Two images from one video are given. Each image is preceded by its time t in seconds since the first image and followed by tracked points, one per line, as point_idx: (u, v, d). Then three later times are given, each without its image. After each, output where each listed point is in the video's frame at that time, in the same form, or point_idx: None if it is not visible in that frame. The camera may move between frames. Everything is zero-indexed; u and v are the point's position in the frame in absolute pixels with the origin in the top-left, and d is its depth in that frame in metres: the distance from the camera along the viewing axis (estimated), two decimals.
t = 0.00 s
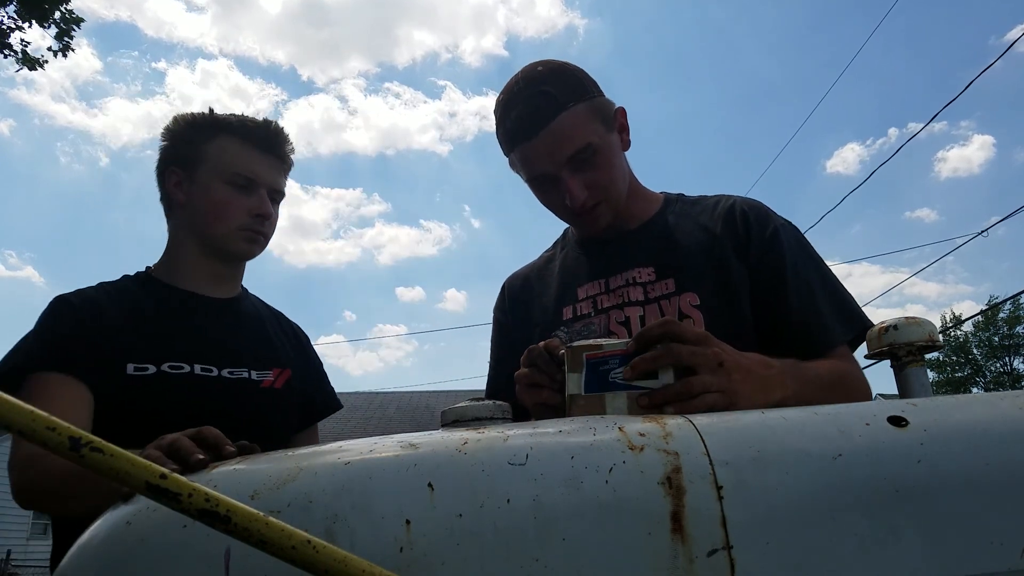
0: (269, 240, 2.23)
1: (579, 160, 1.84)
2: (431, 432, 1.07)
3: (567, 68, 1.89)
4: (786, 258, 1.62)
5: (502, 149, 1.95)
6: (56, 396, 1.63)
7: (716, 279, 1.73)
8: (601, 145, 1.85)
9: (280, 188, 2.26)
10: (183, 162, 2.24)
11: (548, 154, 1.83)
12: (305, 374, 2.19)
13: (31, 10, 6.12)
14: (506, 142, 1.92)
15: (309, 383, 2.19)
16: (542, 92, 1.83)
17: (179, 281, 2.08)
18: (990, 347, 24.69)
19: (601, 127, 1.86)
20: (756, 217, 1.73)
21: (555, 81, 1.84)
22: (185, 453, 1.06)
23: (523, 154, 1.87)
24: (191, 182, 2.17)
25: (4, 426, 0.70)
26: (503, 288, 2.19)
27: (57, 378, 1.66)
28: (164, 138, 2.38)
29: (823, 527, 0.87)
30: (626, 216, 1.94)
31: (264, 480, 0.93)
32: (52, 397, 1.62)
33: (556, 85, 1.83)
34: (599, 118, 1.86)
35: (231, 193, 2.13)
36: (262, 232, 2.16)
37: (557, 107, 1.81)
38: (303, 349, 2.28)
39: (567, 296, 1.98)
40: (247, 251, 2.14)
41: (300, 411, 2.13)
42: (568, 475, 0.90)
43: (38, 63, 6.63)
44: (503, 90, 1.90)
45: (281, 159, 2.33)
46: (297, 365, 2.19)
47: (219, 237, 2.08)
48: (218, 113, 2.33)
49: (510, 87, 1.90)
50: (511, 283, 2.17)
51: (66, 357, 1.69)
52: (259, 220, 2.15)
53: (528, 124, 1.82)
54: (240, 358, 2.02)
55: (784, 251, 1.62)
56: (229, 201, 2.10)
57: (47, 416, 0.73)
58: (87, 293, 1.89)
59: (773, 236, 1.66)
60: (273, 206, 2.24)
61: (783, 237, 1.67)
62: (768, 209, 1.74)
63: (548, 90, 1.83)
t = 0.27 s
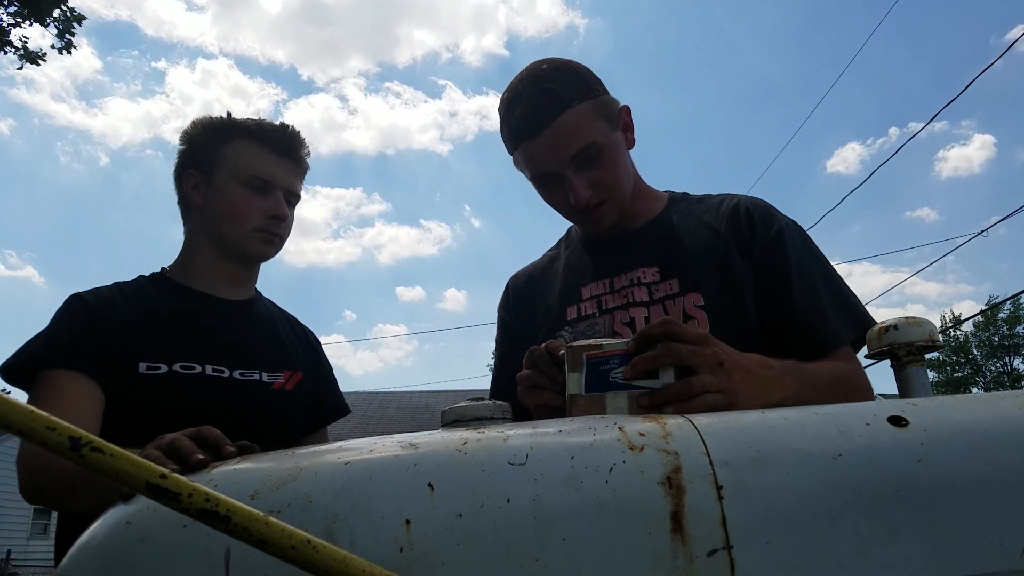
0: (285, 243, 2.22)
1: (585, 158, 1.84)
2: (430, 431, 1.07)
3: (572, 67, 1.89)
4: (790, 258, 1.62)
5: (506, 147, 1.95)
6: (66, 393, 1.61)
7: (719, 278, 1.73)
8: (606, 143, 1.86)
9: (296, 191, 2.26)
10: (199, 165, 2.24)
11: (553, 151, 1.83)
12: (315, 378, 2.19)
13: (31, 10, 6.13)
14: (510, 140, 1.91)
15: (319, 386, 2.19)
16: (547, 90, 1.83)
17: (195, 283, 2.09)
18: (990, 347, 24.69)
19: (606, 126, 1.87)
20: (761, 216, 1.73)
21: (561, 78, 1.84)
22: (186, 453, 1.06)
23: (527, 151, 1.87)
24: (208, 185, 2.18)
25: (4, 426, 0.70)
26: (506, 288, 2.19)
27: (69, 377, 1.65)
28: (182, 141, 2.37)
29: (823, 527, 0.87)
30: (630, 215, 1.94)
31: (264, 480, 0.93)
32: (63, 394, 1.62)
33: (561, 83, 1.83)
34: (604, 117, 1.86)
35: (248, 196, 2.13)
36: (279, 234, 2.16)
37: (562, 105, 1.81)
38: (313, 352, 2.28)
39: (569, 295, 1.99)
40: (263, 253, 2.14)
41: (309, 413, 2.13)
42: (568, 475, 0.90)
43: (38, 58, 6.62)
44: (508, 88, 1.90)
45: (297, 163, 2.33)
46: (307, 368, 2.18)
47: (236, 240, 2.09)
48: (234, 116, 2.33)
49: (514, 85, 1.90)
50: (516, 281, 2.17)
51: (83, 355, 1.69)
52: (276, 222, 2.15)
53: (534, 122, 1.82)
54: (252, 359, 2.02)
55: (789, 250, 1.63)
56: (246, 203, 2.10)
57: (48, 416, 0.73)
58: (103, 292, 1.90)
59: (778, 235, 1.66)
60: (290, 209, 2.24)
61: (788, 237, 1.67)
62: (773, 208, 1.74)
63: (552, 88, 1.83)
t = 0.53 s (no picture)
0: (288, 244, 2.22)
1: (586, 157, 1.84)
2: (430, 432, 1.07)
3: (574, 66, 1.89)
4: (792, 258, 1.61)
5: (508, 146, 1.95)
6: (71, 394, 1.61)
7: (721, 277, 1.72)
8: (608, 143, 1.86)
9: (301, 192, 2.25)
10: (204, 166, 2.24)
11: (554, 150, 1.83)
12: (320, 380, 2.18)
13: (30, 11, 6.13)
14: (512, 139, 1.92)
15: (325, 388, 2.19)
16: (548, 89, 1.83)
17: (199, 284, 2.09)
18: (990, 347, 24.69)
19: (608, 126, 1.87)
20: (764, 215, 1.73)
21: (563, 78, 1.84)
22: (186, 454, 1.06)
23: (529, 151, 1.87)
24: (212, 187, 2.17)
25: (4, 426, 0.70)
26: (509, 287, 2.19)
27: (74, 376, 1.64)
28: (187, 141, 2.38)
29: (823, 527, 0.87)
30: (632, 216, 1.94)
31: (264, 480, 0.93)
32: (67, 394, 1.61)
33: (563, 83, 1.83)
34: (605, 117, 1.86)
35: (252, 198, 2.13)
36: (282, 235, 2.16)
37: (564, 104, 1.81)
38: (320, 354, 2.28)
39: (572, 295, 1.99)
40: (268, 255, 2.14)
41: (314, 414, 2.12)
42: (568, 475, 0.90)
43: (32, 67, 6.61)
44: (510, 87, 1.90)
45: (301, 164, 2.33)
46: (314, 371, 2.18)
47: (240, 241, 2.09)
48: (239, 118, 2.33)
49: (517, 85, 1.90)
50: (519, 280, 2.18)
51: (89, 355, 1.69)
52: (280, 224, 2.14)
53: (535, 121, 1.82)
54: (258, 360, 2.01)
55: (792, 249, 1.63)
56: (251, 204, 2.10)
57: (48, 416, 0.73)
58: (107, 292, 1.90)
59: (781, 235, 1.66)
60: (294, 210, 2.23)
61: (790, 236, 1.66)
62: (775, 208, 1.74)
63: (554, 87, 1.83)
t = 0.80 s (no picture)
0: (290, 245, 2.22)
1: (586, 157, 1.84)
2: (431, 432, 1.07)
3: (574, 67, 1.89)
4: (793, 259, 1.62)
5: (509, 146, 1.95)
6: (75, 395, 1.61)
7: (721, 278, 1.73)
8: (607, 143, 1.86)
9: (302, 193, 2.25)
10: (206, 167, 2.24)
11: (554, 150, 1.83)
12: (322, 381, 2.19)
13: (27, 14, 6.14)
14: (512, 139, 1.92)
15: (326, 389, 2.19)
16: (548, 89, 1.83)
17: (201, 284, 2.09)
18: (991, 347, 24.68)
19: (607, 126, 1.87)
20: (765, 215, 1.73)
21: (563, 78, 1.85)
22: (186, 453, 1.07)
23: (529, 151, 1.87)
24: (214, 188, 2.18)
25: (5, 426, 0.71)
26: (512, 287, 2.20)
27: (77, 377, 1.64)
28: (189, 143, 2.38)
29: (822, 527, 0.87)
30: (632, 216, 1.94)
31: (265, 480, 0.93)
32: (70, 395, 1.61)
33: (563, 83, 1.84)
34: (605, 117, 1.87)
35: (253, 199, 2.13)
36: (284, 237, 2.16)
37: (563, 104, 1.81)
38: (323, 356, 2.28)
39: (574, 294, 2.00)
40: (270, 256, 2.14)
41: (316, 415, 2.13)
42: (568, 474, 0.91)
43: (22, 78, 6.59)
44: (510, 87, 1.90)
45: (303, 165, 2.33)
46: (316, 372, 2.18)
47: (241, 242, 2.09)
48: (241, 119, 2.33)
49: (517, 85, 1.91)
50: (522, 279, 2.18)
51: (92, 356, 1.69)
52: (282, 225, 2.15)
53: (535, 121, 1.82)
54: (260, 361, 2.02)
55: (792, 249, 1.63)
56: (251, 205, 2.11)
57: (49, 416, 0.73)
58: (109, 293, 1.90)
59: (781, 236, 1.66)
60: (295, 211, 2.23)
61: (790, 237, 1.67)
62: (776, 208, 1.74)
63: (554, 88, 1.83)
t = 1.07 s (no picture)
0: (288, 245, 2.22)
1: (585, 155, 1.84)
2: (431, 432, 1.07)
3: (574, 66, 1.89)
4: (793, 260, 1.62)
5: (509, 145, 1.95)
6: (76, 395, 1.61)
7: (721, 278, 1.73)
8: (607, 141, 1.86)
9: (301, 194, 2.25)
10: (205, 168, 2.24)
11: (553, 148, 1.83)
12: (323, 381, 2.18)
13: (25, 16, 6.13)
14: (512, 138, 1.92)
15: (327, 389, 2.19)
16: (548, 87, 1.84)
17: (200, 283, 2.09)
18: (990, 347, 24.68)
19: (607, 124, 1.87)
20: (766, 216, 1.73)
21: (562, 76, 1.85)
22: (185, 453, 1.06)
23: (528, 149, 1.87)
24: (213, 188, 2.18)
25: (4, 426, 0.70)
26: (514, 285, 2.20)
27: (78, 377, 1.64)
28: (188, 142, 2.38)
29: (822, 527, 0.87)
30: (632, 215, 1.94)
31: (264, 480, 0.93)
32: (70, 396, 1.60)
33: (563, 81, 1.84)
34: (604, 115, 1.87)
35: (252, 199, 2.13)
36: (282, 237, 2.16)
37: (562, 102, 1.81)
38: (323, 356, 2.27)
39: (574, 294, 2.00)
40: (268, 257, 2.14)
41: (316, 415, 2.12)
42: (568, 475, 0.90)
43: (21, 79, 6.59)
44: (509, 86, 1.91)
45: (302, 165, 2.33)
46: (316, 371, 2.18)
47: (240, 242, 2.09)
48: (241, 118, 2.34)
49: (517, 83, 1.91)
50: (523, 277, 2.18)
51: (92, 356, 1.69)
52: (280, 226, 2.15)
53: (535, 118, 1.82)
54: (259, 361, 2.01)
55: (793, 250, 1.63)
56: (250, 205, 2.11)
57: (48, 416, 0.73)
58: (108, 293, 1.90)
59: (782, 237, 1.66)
60: (294, 212, 2.23)
61: (791, 237, 1.67)
62: (777, 209, 1.74)
63: (553, 86, 1.83)
